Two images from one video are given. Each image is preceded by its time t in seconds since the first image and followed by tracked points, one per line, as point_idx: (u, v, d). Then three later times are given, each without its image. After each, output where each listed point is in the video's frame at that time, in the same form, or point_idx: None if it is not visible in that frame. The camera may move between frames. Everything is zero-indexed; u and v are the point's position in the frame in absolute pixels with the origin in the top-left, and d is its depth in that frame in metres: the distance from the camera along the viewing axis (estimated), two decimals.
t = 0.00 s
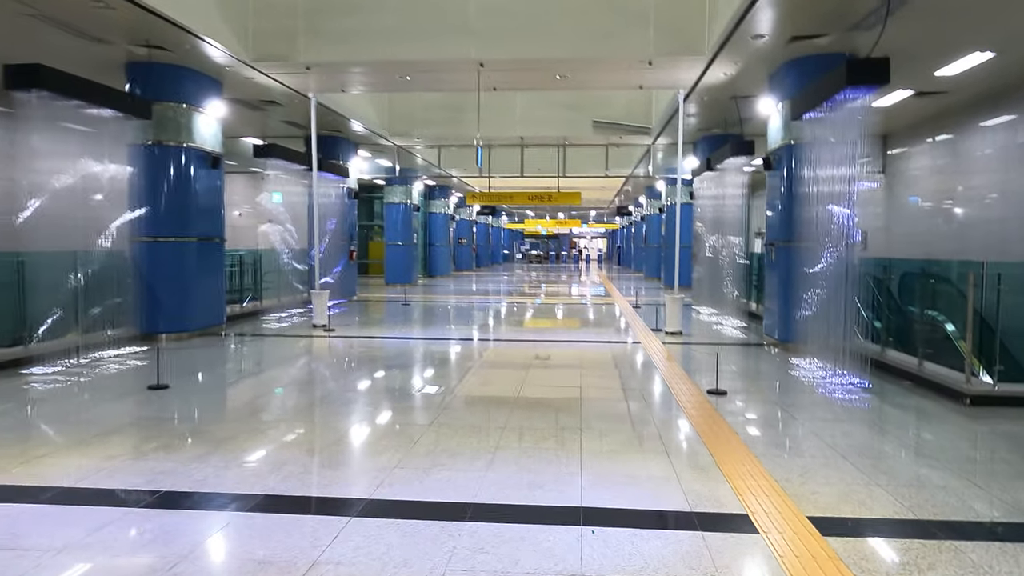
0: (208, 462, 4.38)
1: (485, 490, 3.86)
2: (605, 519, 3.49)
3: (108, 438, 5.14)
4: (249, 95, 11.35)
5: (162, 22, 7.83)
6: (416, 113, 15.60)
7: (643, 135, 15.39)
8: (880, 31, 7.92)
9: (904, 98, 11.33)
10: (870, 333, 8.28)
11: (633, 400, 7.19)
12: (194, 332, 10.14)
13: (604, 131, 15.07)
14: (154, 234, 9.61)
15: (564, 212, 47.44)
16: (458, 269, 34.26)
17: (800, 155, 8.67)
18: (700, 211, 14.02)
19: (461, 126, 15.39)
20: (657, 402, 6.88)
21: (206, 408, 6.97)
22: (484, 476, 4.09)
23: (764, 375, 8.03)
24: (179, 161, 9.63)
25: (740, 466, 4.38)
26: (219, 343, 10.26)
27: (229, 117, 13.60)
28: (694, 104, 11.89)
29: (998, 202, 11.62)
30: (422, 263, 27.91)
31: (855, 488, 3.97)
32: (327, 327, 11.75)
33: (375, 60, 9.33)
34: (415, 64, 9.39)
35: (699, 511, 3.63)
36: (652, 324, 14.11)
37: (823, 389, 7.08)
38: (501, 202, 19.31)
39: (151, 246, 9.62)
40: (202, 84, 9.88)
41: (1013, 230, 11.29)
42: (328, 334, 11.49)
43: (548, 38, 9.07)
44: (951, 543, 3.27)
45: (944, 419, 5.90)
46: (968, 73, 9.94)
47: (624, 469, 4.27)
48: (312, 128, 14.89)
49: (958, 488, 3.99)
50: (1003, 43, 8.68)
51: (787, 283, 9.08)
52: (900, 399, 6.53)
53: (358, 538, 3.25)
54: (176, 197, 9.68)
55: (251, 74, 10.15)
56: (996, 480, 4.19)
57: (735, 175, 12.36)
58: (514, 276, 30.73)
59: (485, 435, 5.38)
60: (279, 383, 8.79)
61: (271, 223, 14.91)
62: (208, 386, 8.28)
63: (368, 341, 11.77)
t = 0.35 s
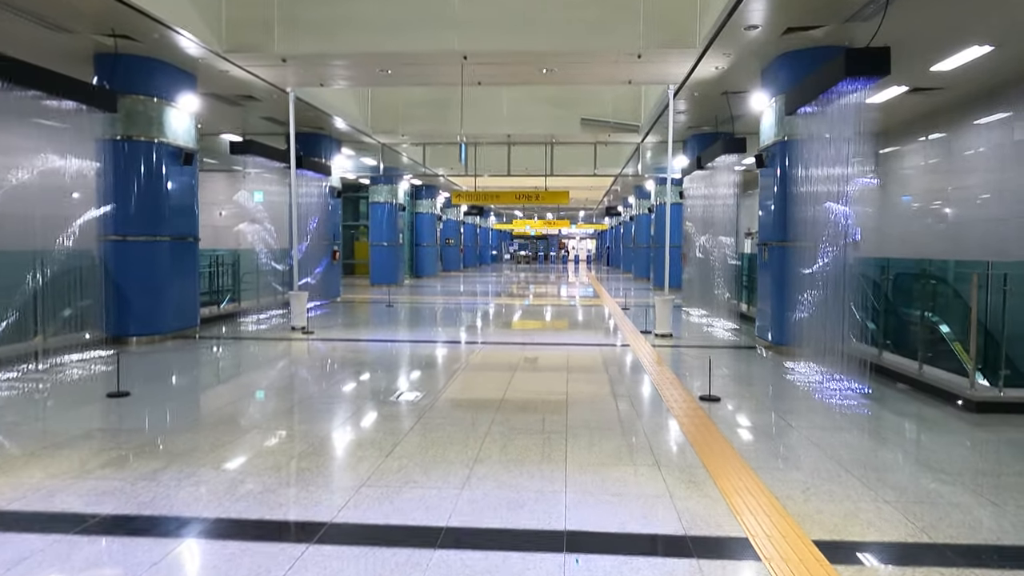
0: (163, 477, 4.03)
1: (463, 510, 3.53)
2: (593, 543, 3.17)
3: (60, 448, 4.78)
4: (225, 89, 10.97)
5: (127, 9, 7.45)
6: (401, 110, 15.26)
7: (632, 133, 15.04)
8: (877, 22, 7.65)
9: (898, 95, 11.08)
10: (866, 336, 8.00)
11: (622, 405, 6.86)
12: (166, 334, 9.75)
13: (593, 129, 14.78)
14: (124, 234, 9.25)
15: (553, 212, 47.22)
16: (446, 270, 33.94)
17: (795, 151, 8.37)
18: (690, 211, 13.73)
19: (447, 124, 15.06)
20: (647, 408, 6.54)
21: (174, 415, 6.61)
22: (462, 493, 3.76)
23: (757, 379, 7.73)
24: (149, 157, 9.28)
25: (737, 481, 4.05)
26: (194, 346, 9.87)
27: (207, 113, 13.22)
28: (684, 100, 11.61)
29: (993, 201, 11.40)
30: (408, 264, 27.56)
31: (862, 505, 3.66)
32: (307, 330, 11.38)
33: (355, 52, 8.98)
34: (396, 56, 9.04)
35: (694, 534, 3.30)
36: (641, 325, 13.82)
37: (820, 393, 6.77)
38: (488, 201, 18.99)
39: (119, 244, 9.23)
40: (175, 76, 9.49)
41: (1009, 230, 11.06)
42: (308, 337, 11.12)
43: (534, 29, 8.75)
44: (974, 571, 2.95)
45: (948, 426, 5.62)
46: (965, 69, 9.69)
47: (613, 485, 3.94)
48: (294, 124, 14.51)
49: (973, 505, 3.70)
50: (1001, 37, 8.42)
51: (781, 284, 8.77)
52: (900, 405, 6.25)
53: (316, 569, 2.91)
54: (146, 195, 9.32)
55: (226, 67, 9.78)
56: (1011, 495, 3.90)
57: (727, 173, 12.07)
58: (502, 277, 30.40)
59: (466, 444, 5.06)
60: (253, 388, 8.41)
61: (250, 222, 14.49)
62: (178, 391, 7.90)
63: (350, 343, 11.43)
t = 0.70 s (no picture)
0: (117, 499, 3.70)
1: (442, 538, 3.21)
2: None
3: (12, 464, 4.43)
4: (205, 86, 10.62)
5: None
6: (388, 109, 14.92)
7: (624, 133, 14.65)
8: (877, 15, 7.37)
9: (896, 92, 10.82)
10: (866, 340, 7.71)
11: (616, 412, 6.55)
12: (142, 339, 9.40)
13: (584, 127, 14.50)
14: (97, 235, 8.90)
15: (543, 213, 46.96)
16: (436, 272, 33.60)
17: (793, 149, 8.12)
18: (684, 212, 13.46)
19: (435, 122, 14.76)
20: (641, 415, 6.23)
21: (145, 425, 6.27)
22: (441, 517, 3.45)
23: (755, 385, 7.43)
24: (123, 156, 8.93)
25: (739, 501, 3.75)
26: (171, 352, 9.50)
27: (188, 111, 12.86)
28: (677, 98, 11.34)
29: (993, 200, 11.15)
30: (397, 266, 27.21)
31: (878, 530, 3.36)
32: (289, 334, 11.02)
33: (337, 46, 8.65)
34: (379, 50, 8.71)
35: (696, 564, 3.00)
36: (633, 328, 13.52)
37: (822, 400, 6.48)
38: (478, 202, 18.67)
39: (92, 245, 8.89)
40: (150, 71, 9.14)
41: (1009, 230, 10.80)
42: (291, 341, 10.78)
43: (523, 23, 8.45)
44: None
45: (958, 436, 5.33)
46: (965, 64, 9.43)
47: (606, 506, 3.63)
48: (278, 123, 14.17)
49: (997, 528, 3.40)
50: (1005, 31, 8.16)
51: (779, 285, 8.50)
52: (907, 413, 5.96)
53: None
54: (120, 195, 8.97)
55: (204, 62, 9.43)
56: None
57: (722, 172, 11.88)
58: (492, 279, 30.05)
59: (450, 456, 4.76)
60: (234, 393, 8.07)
61: (232, 223, 14.10)
62: (150, 399, 7.55)
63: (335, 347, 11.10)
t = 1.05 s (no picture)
0: (73, 521, 3.37)
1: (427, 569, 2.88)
2: None
3: None
4: (191, 75, 10.25)
5: None
6: (382, 100, 14.55)
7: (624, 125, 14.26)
8: None
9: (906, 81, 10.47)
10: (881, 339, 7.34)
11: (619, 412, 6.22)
12: (125, 338, 9.04)
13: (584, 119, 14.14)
14: (78, 230, 8.54)
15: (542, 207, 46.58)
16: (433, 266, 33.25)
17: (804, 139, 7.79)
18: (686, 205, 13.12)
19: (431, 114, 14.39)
20: (643, 417, 5.89)
21: (123, 431, 5.96)
22: (426, 543, 3.12)
23: (762, 387, 7.09)
24: (104, 148, 8.57)
25: (752, 523, 3.40)
26: (156, 351, 9.16)
27: (176, 102, 12.49)
28: (679, 87, 10.99)
29: (1006, 194, 10.80)
30: (394, 260, 26.85)
31: (913, 559, 3.02)
32: (279, 332, 10.68)
33: (326, 33, 8.29)
34: (371, 37, 8.36)
35: None
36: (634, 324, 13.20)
37: (836, 405, 6.11)
38: (476, 195, 18.34)
39: (71, 241, 8.55)
40: (132, 59, 8.78)
41: None
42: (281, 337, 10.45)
43: (521, 8, 8.09)
44: None
45: (983, 443, 5.00)
46: (979, 52, 9.07)
47: (610, 530, 3.30)
48: (270, 114, 13.82)
49: None
50: None
51: (788, 282, 8.18)
52: (926, 418, 5.63)
53: None
54: (102, 189, 8.61)
55: (189, 50, 9.06)
56: None
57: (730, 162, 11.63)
58: (490, 274, 29.68)
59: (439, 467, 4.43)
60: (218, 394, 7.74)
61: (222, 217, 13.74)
62: (130, 402, 7.22)
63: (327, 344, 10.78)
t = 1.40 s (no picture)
0: (19, 541, 3.07)
1: None
2: None
3: None
4: (184, 66, 9.96)
5: None
6: (382, 93, 14.24)
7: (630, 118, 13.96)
8: None
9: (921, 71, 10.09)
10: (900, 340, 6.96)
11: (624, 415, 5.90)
12: (113, 338, 8.76)
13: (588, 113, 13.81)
14: (63, 225, 8.28)
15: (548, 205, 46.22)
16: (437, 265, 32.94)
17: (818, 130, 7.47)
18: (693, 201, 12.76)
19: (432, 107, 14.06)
20: (648, 420, 5.57)
21: (103, 435, 5.68)
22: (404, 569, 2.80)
23: (774, 389, 6.75)
24: (91, 142, 8.28)
25: (766, 545, 3.08)
26: (145, 350, 8.87)
27: (171, 95, 12.21)
28: (687, 78, 10.65)
29: None
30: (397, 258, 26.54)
31: None
32: (274, 331, 10.37)
33: (320, 20, 7.98)
34: (365, 24, 8.04)
35: None
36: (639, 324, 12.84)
37: (853, 409, 5.67)
38: (479, 191, 18.03)
39: (56, 236, 8.28)
40: (120, 49, 8.48)
41: None
42: (276, 336, 10.15)
43: None
44: None
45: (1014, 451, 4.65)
46: (1000, 40, 8.69)
47: (610, 554, 2.96)
48: (268, 108, 13.53)
49: None
50: None
51: (800, 280, 7.85)
52: (951, 423, 5.27)
53: None
54: (88, 183, 8.34)
55: (179, 39, 8.76)
56: None
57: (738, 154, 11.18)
58: (495, 272, 29.34)
59: (428, 477, 4.11)
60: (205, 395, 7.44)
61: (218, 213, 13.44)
62: (113, 404, 6.93)
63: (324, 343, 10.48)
